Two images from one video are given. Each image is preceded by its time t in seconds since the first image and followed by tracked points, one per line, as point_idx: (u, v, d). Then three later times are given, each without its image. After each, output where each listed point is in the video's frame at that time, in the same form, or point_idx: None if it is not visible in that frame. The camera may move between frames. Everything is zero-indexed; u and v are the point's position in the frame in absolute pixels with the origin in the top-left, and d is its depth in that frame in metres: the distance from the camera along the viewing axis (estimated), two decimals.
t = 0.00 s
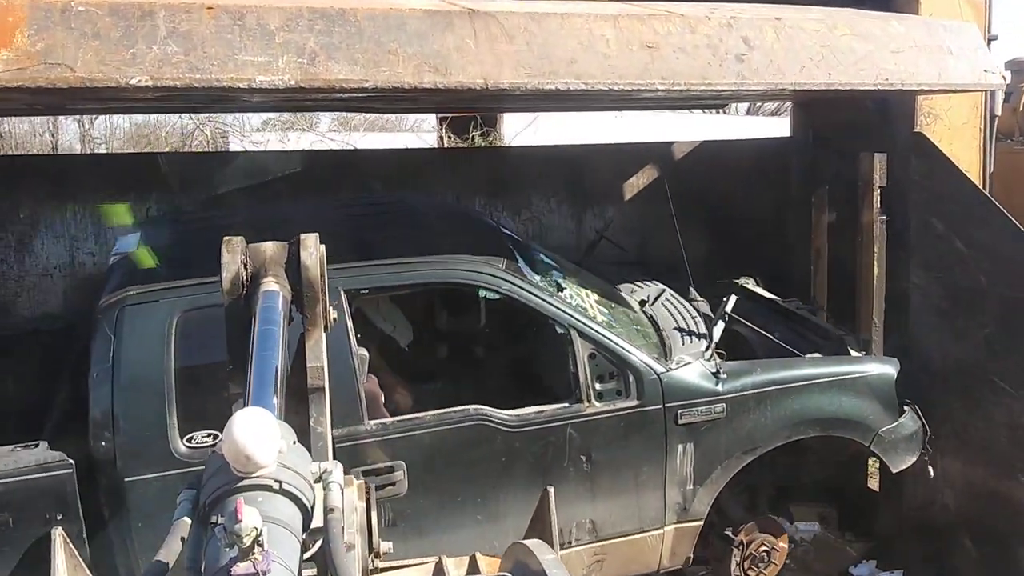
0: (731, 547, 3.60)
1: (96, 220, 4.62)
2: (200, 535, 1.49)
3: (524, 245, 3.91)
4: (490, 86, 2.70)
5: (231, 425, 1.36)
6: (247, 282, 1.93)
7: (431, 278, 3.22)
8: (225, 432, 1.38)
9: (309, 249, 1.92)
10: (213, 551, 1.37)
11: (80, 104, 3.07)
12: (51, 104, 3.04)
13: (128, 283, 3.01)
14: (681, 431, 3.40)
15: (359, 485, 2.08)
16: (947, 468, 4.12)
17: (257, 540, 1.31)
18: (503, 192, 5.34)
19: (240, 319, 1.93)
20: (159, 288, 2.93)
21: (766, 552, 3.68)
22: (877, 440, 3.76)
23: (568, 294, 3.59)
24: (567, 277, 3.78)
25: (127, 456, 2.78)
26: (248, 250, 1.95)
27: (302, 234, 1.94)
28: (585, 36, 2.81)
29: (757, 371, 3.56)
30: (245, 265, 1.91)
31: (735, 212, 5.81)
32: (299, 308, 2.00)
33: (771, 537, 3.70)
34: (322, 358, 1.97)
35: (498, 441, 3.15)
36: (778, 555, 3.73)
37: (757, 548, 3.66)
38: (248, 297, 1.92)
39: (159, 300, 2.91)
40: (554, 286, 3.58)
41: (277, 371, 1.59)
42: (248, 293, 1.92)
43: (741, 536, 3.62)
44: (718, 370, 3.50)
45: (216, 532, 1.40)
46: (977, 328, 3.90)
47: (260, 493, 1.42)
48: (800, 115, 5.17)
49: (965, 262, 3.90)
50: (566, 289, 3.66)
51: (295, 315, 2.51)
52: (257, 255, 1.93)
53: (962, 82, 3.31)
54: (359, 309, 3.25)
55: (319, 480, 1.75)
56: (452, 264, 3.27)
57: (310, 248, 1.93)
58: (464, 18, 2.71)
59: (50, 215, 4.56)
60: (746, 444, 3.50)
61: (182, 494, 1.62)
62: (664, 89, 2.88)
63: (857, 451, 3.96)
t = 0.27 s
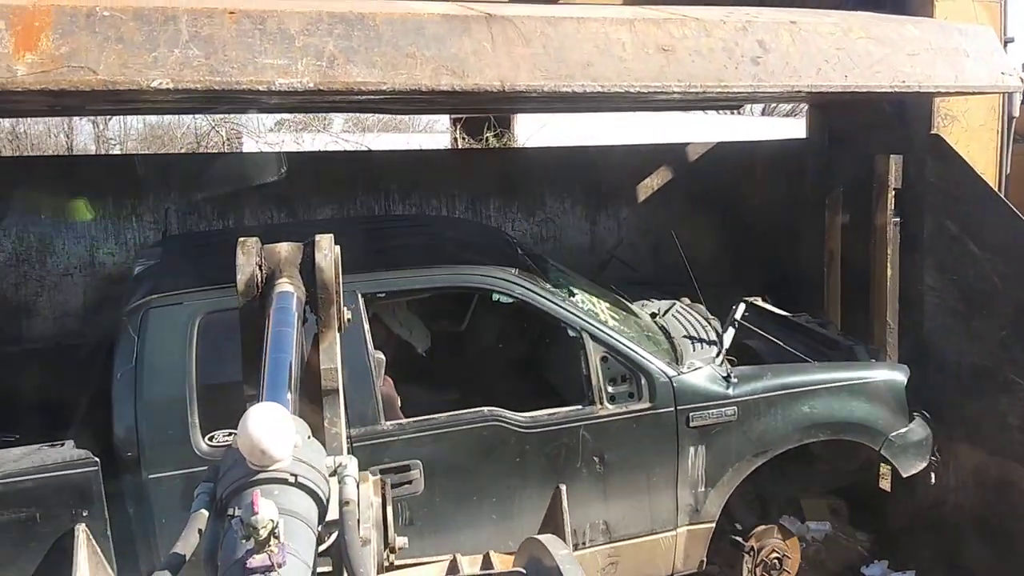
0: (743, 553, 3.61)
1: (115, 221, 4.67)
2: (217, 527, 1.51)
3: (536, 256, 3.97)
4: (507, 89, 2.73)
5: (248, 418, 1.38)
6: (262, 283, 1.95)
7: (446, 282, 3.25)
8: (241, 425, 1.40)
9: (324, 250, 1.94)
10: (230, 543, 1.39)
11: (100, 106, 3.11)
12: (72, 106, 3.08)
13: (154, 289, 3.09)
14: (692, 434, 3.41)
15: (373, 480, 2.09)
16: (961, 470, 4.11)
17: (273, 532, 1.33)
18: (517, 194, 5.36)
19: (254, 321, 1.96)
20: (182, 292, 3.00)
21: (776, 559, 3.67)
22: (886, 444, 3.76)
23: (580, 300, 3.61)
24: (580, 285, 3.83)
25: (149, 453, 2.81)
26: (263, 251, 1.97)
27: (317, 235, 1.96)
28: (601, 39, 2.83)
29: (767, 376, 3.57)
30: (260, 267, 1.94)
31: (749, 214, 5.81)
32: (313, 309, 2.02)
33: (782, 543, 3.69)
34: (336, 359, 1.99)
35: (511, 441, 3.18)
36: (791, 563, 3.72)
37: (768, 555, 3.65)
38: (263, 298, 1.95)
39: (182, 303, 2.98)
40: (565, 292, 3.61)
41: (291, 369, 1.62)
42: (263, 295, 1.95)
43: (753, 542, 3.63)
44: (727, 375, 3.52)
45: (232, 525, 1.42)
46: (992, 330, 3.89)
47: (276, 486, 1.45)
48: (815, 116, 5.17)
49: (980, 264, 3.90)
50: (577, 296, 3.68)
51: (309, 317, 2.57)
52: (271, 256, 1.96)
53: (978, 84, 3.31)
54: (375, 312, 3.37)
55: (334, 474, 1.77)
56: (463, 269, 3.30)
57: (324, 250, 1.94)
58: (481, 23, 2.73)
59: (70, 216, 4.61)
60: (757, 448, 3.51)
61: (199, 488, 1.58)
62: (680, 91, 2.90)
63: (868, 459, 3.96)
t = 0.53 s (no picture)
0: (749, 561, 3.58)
1: (125, 223, 4.69)
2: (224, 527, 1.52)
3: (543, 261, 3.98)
4: (514, 91, 2.74)
5: (254, 418, 1.39)
6: (268, 284, 1.96)
7: (454, 286, 3.25)
8: (247, 425, 1.41)
9: (330, 252, 1.94)
10: (236, 543, 1.40)
11: (110, 109, 3.14)
12: (82, 108, 3.10)
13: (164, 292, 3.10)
14: (699, 440, 3.40)
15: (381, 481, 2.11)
16: (970, 473, 4.09)
17: (279, 532, 1.34)
18: (524, 196, 5.36)
19: (261, 323, 1.97)
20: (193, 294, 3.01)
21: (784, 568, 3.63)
22: (895, 451, 3.73)
23: (586, 304, 3.61)
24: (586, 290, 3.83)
25: (159, 455, 2.82)
26: (269, 252, 1.98)
27: (324, 236, 1.96)
28: (608, 41, 2.83)
29: (772, 381, 3.56)
30: (266, 268, 1.94)
31: (757, 216, 5.80)
32: (320, 310, 2.02)
33: (790, 551, 3.65)
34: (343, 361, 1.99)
35: (517, 445, 3.18)
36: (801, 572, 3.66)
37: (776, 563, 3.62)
38: (269, 300, 1.96)
39: (193, 305, 2.99)
40: (572, 297, 3.61)
41: (298, 373, 1.63)
42: (269, 297, 1.96)
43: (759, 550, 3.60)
44: (733, 380, 3.51)
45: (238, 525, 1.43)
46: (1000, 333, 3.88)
47: (281, 486, 1.46)
48: (823, 118, 5.16)
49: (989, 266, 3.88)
50: (584, 301, 3.68)
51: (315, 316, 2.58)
52: (277, 257, 1.97)
53: (987, 85, 3.30)
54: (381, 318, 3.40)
55: (340, 474, 1.77)
56: (470, 273, 3.30)
57: (331, 252, 1.94)
58: (488, 24, 2.74)
59: (80, 218, 4.63)
60: (764, 454, 3.50)
61: (203, 487, 1.60)
62: (686, 93, 2.90)
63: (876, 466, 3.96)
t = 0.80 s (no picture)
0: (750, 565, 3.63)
1: (131, 225, 4.73)
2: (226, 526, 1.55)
3: (546, 265, 3.99)
4: (516, 94, 2.76)
5: (257, 419, 1.42)
6: (271, 285, 1.99)
7: (458, 288, 3.27)
8: (249, 425, 1.43)
9: (333, 254, 1.97)
10: (238, 541, 1.42)
11: (117, 113, 3.17)
12: (89, 113, 3.14)
13: (170, 295, 3.14)
14: (700, 443, 3.41)
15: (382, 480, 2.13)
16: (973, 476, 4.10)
17: (280, 533, 1.36)
18: (529, 198, 5.38)
19: (263, 324, 2.00)
20: (198, 296, 3.04)
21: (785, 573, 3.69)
22: (896, 455, 3.75)
23: (589, 307, 3.63)
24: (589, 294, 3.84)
25: (162, 454, 2.85)
26: (272, 253, 2.01)
27: (326, 237, 1.99)
28: (610, 45, 2.85)
29: (773, 385, 3.58)
30: (269, 270, 1.98)
31: (761, 219, 5.81)
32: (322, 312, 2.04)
33: (793, 557, 3.70)
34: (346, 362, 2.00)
35: (520, 447, 3.19)
36: None
37: (777, 569, 3.67)
38: (272, 302, 1.99)
39: (198, 307, 3.02)
40: (575, 300, 3.62)
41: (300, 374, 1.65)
42: (272, 298, 1.99)
43: (761, 554, 3.65)
44: (734, 384, 3.52)
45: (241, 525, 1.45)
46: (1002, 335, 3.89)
47: (283, 486, 1.47)
48: (826, 121, 5.17)
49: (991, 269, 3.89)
50: (586, 304, 3.69)
51: (320, 319, 2.62)
52: (280, 258, 1.99)
53: (988, 88, 3.30)
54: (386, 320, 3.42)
55: (342, 474, 1.80)
56: (472, 275, 3.33)
57: (334, 254, 1.97)
58: (490, 29, 2.76)
59: (87, 221, 4.67)
60: (765, 457, 3.51)
61: (207, 487, 1.64)
62: (688, 96, 2.92)
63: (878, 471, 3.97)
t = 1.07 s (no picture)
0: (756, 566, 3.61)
1: (134, 226, 4.72)
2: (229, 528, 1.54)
3: (550, 265, 3.98)
4: (519, 93, 2.75)
5: (261, 419, 1.40)
6: (274, 285, 1.97)
7: (464, 288, 3.26)
8: (253, 425, 1.42)
9: (337, 255, 1.96)
10: (241, 543, 1.41)
11: (119, 113, 3.17)
12: (91, 113, 3.13)
13: (174, 295, 3.13)
14: (704, 443, 3.40)
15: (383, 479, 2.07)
16: (979, 475, 4.08)
17: (283, 535, 1.35)
18: (532, 198, 5.36)
19: (267, 325, 1.98)
20: (201, 297, 3.03)
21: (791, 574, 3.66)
22: (902, 456, 3.73)
23: (592, 307, 3.61)
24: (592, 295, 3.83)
25: (165, 454, 2.84)
26: (274, 253, 2.00)
27: (329, 237, 1.97)
28: (613, 43, 2.84)
29: (778, 385, 3.56)
30: (272, 270, 1.96)
31: (765, 218, 5.79)
32: (325, 313, 2.03)
33: (799, 558, 3.67)
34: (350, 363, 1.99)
35: (524, 447, 3.18)
36: None
37: (783, 570, 3.64)
38: (276, 302, 1.97)
39: (201, 307, 3.02)
40: (578, 300, 3.61)
41: (303, 374, 1.63)
42: (275, 298, 1.97)
43: (767, 556, 3.63)
44: (739, 384, 3.51)
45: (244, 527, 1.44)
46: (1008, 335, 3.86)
47: (287, 487, 1.46)
48: (830, 120, 5.15)
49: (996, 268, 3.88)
50: (590, 304, 3.68)
51: (323, 319, 2.61)
52: (283, 259, 1.98)
53: (994, 87, 3.28)
54: (390, 321, 3.41)
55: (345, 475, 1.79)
56: (476, 276, 3.31)
57: (337, 254, 1.96)
58: (493, 27, 2.75)
59: (90, 222, 4.66)
60: (770, 458, 3.49)
61: (209, 488, 1.63)
62: (692, 95, 2.91)
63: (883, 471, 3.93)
